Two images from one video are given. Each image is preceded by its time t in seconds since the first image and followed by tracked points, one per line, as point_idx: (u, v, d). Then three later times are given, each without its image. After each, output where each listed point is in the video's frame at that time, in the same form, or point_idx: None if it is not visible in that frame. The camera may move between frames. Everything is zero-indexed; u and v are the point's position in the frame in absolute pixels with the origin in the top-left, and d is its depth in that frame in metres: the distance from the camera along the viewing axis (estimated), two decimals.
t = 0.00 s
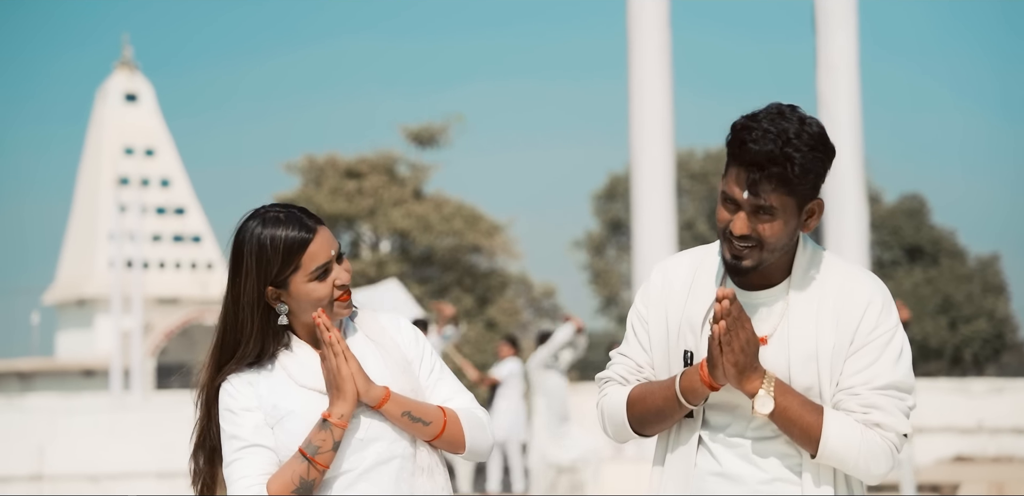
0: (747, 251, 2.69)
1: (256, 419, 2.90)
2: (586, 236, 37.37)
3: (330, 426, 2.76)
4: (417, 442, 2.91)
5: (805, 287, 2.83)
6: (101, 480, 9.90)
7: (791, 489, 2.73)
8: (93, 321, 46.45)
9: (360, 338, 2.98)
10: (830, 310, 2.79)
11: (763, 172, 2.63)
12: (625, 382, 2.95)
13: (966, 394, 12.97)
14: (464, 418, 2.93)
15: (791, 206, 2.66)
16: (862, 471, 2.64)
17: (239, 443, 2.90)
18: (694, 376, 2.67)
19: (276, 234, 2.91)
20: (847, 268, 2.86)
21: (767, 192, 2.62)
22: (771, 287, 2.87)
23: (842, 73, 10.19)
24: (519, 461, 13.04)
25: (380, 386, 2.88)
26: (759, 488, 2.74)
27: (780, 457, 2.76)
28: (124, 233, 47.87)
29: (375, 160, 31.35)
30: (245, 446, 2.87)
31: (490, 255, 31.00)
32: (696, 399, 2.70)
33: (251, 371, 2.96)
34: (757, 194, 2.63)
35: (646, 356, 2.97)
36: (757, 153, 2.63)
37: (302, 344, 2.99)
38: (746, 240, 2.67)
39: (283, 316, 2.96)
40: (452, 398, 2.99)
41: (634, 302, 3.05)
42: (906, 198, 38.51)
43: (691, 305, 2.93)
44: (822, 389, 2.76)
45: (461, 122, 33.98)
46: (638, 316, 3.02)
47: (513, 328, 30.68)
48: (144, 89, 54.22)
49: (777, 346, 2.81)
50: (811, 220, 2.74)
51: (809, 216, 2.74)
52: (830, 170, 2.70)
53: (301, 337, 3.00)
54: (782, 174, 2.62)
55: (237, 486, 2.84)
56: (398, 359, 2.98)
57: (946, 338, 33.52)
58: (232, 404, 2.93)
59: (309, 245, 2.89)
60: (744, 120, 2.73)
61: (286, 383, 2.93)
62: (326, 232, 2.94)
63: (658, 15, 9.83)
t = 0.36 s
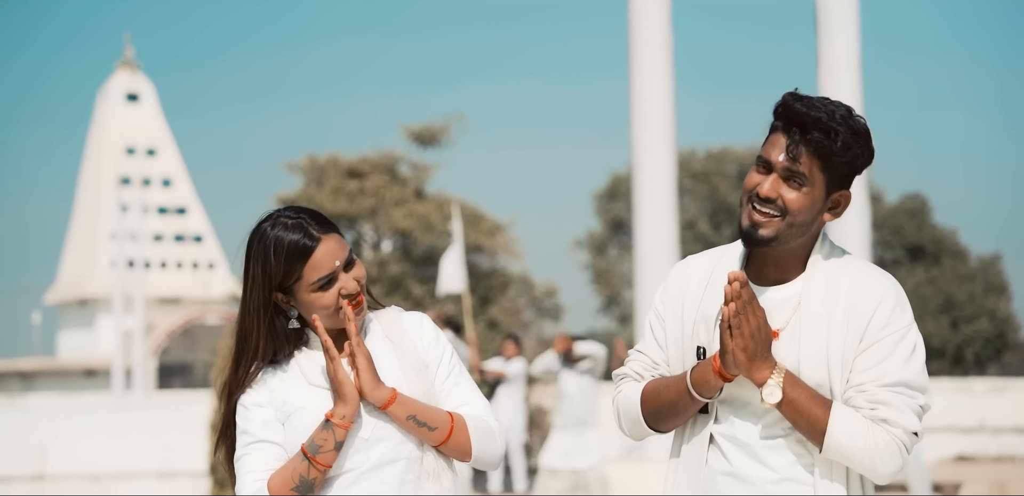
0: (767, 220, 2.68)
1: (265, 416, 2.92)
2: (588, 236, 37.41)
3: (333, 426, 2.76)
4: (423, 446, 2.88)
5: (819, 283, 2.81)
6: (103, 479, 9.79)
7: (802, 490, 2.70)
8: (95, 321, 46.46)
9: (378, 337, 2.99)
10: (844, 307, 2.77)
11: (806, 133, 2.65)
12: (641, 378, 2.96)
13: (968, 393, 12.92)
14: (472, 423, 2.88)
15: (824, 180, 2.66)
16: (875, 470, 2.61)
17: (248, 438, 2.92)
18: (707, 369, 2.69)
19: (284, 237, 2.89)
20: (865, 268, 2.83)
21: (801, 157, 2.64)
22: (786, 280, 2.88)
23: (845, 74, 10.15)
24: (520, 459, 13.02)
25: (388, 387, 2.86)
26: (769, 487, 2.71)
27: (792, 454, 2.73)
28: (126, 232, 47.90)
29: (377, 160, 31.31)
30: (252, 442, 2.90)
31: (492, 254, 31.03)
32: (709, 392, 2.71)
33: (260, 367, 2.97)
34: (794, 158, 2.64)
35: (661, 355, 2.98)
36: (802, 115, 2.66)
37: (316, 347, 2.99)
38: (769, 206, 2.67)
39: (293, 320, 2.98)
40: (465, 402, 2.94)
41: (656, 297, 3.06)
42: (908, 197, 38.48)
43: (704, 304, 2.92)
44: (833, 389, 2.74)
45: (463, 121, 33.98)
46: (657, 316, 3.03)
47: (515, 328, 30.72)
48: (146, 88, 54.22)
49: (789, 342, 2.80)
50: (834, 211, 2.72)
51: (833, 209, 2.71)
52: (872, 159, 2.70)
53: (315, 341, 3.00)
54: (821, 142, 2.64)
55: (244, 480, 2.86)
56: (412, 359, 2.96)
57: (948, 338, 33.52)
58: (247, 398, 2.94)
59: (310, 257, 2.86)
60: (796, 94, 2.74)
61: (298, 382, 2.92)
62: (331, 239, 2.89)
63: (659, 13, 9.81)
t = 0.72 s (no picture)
0: (795, 207, 2.76)
1: (279, 399, 3.01)
2: (589, 236, 37.45)
3: (325, 417, 2.79)
4: (421, 453, 2.87)
5: (834, 280, 2.83)
6: (104, 479, 9.74)
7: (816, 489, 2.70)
8: (96, 321, 46.48)
9: (403, 337, 3.03)
10: (856, 305, 2.77)
11: (841, 122, 2.75)
12: (651, 376, 2.95)
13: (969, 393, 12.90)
14: (466, 437, 2.82)
15: (854, 169, 2.75)
16: (889, 465, 2.60)
17: (260, 418, 3.01)
18: (720, 364, 2.69)
19: (319, 216, 2.95)
20: (881, 269, 2.83)
21: (837, 146, 2.73)
22: (800, 277, 2.91)
23: (847, 74, 10.15)
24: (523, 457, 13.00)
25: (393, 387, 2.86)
26: (781, 486, 2.71)
27: (807, 453, 2.73)
28: (128, 231, 47.91)
29: (378, 159, 31.41)
30: (260, 422, 2.99)
31: (494, 254, 31.05)
32: (720, 388, 2.71)
33: (280, 356, 3.11)
34: (830, 146, 2.73)
35: (674, 352, 2.98)
36: (844, 105, 2.76)
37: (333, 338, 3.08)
38: (800, 192, 2.74)
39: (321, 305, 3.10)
40: (473, 412, 2.89)
41: (670, 294, 3.06)
42: (910, 196, 38.43)
43: (717, 303, 2.93)
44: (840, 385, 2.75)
45: (464, 121, 33.93)
46: (669, 315, 3.03)
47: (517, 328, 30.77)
48: (147, 88, 54.21)
49: (801, 337, 2.81)
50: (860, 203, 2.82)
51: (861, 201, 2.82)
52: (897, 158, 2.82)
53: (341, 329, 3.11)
54: (856, 131, 2.74)
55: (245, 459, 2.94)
56: (428, 362, 2.96)
57: (949, 337, 33.48)
58: (268, 382, 3.05)
59: (336, 241, 2.90)
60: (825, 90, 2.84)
61: (315, 375, 2.99)
62: (362, 228, 2.91)
63: (661, 13, 9.80)
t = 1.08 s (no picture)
0: (803, 204, 2.75)
1: (292, 381, 3.03)
2: (590, 236, 37.46)
3: (325, 404, 2.83)
4: (413, 458, 2.87)
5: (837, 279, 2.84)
6: (106, 479, 9.72)
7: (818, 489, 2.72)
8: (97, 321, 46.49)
9: (423, 339, 3.02)
10: (860, 306, 2.78)
11: (835, 118, 2.78)
12: (645, 376, 2.93)
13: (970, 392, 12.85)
14: (457, 448, 2.80)
15: (850, 164, 2.79)
16: (894, 465, 2.64)
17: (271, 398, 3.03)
18: (726, 366, 2.67)
19: (374, 202, 3.01)
20: (883, 274, 2.84)
21: (834, 141, 2.76)
22: (803, 277, 2.90)
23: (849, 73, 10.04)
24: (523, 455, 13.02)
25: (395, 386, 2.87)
26: (785, 484, 2.71)
27: (809, 452, 2.74)
28: (129, 231, 47.86)
29: (379, 159, 31.35)
30: (271, 400, 3.01)
31: (495, 253, 31.06)
32: (721, 391, 2.69)
33: (304, 338, 3.14)
34: (826, 142, 2.75)
35: (667, 350, 2.96)
36: (831, 102, 2.80)
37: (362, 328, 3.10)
38: (807, 190, 2.75)
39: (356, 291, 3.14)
40: (474, 423, 2.87)
41: (660, 293, 3.04)
42: (912, 196, 38.30)
43: (716, 302, 2.92)
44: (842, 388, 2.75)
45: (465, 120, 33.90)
46: (660, 313, 3.00)
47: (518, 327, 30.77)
48: (148, 88, 54.17)
49: (808, 337, 2.80)
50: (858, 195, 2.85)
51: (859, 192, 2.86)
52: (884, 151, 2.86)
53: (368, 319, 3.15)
54: (849, 125, 2.77)
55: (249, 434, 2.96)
56: (438, 368, 2.95)
57: (950, 337, 33.45)
58: (288, 362, 3.08)
59: (377, 227, 2.95)
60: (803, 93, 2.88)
61: (331, 361, 3.03)
62: (405, 221, 2.95)
63: (662, 12, 9.79)
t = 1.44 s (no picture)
0: (771, 193, 2.92)
1: (288, 375, 3.03)
2: (591, 236, 37.43)
3: (318, 397, 2.82)
4: (407, 459, 2.86)
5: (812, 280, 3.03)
6: (107, 478, 9.75)
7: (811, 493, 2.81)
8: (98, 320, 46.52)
9: (423, 340, 3.03)
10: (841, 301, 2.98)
11: (761, 114, 3.02)
12: (621, 371, 2.95)
13: (972, 393, 12.85)
14: (452, 454, 2.80)
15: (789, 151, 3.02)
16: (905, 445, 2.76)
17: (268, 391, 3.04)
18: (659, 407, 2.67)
19: (406, 199, 3.05)
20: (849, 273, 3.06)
21: (768, 132, 2.99)
22: (774, 279, 3.07)
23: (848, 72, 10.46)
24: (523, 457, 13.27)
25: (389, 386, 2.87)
26: (777, 482, 2.81)
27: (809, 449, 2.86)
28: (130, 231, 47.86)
29: (381, 159, 31.21)
30: (268, 395, 3.01)
31: (496, 253, 31.08)
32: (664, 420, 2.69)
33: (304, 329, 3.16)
34: (763, 135, 2.99)
35: (648, 351, 3.04)
36: (750, 103, 3.06)
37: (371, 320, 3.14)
38: (767, 183, 2.93)
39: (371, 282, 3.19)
40: (466, 430, 2.87)
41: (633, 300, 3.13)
42: (913, 197, 38.34)
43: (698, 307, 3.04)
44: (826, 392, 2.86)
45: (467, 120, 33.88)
46: (635, 315, 3.09)
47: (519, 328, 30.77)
48: (149, 88, 54.14)
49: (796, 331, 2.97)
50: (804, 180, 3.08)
51: (804, 172, 3.08)
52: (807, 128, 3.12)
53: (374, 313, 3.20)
54: (776, 115, 3.02)
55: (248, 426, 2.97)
56: (435, 373, 2.94)
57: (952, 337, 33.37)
58: (285, 356, 3.08)
59: (404, 219, 3.01)
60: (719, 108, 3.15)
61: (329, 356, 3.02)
62: (435, 221, 3.01)
63: (664, 13, 9.87)
